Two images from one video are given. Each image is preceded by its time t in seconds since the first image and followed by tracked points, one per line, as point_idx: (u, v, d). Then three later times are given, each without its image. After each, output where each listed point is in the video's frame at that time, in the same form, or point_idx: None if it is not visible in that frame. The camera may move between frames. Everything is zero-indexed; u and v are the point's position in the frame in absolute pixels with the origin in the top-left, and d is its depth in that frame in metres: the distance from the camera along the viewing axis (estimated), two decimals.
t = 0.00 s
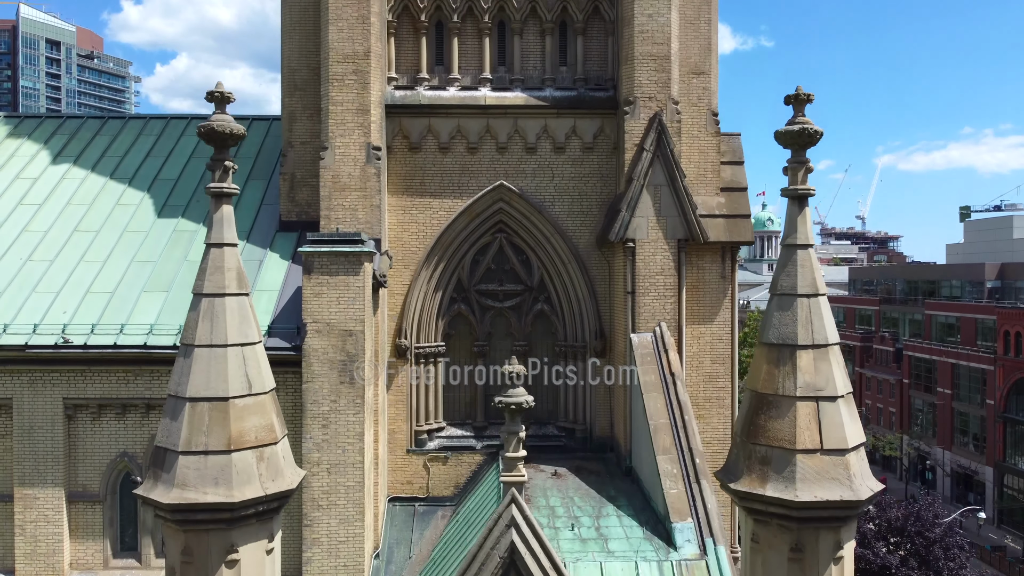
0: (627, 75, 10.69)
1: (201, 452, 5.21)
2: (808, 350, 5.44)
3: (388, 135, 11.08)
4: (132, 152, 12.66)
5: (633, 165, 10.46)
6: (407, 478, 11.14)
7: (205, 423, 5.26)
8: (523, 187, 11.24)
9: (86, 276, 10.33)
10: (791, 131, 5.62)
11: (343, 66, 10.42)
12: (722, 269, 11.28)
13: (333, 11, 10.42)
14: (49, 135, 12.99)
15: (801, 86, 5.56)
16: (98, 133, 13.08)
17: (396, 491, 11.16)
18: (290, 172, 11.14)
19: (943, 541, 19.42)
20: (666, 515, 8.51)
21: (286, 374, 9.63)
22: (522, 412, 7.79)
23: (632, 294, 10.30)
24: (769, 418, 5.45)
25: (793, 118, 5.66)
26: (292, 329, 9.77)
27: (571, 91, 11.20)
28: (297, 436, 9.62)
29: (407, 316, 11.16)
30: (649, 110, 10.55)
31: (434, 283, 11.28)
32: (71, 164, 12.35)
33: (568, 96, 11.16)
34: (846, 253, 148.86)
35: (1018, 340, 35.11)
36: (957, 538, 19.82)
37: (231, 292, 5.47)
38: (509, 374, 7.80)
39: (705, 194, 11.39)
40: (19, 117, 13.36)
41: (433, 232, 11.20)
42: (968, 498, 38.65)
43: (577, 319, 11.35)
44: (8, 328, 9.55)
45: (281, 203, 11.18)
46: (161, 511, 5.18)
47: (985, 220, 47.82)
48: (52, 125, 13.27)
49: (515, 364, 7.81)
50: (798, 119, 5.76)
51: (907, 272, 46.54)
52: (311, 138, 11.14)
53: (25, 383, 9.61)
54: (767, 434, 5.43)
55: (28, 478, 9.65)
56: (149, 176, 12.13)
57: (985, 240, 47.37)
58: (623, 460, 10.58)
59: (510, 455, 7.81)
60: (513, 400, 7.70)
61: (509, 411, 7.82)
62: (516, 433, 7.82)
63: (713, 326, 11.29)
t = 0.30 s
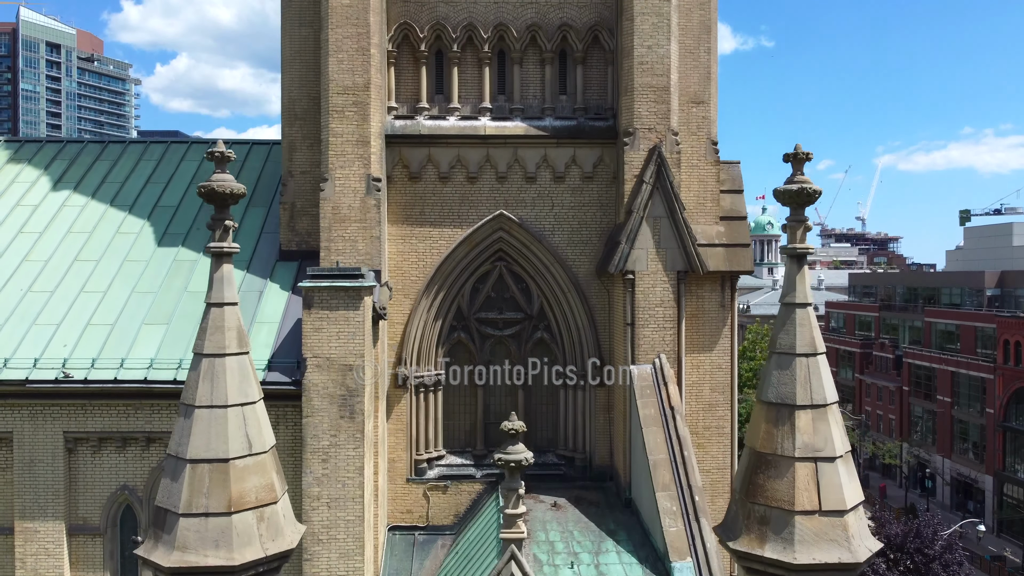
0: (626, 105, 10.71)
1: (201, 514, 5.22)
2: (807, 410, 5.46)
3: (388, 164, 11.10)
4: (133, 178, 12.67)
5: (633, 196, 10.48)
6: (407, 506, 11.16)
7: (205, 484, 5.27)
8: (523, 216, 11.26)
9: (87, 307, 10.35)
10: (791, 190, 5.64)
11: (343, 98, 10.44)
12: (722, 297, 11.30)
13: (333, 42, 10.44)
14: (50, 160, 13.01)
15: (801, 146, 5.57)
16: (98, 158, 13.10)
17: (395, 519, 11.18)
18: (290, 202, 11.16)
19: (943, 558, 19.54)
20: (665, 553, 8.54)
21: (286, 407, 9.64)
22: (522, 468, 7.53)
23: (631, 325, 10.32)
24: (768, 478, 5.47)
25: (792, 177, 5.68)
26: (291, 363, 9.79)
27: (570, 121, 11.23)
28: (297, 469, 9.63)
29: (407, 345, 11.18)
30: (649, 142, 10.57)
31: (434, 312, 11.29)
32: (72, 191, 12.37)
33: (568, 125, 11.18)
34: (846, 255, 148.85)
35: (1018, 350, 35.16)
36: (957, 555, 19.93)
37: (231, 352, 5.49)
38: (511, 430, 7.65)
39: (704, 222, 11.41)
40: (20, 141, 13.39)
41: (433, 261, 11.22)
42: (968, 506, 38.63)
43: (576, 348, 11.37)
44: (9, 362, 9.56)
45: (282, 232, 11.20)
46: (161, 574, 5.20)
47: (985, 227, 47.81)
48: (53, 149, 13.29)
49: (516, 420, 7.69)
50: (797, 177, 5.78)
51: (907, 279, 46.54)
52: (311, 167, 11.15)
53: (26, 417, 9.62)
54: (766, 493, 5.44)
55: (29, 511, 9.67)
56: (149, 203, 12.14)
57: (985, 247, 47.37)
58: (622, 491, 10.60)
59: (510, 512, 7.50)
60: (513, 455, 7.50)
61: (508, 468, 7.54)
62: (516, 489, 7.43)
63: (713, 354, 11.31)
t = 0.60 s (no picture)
0: (626, 137, 10.72)
1: None
2: (807, 472, 5.47)
3: (389, 195, 11.11)
4: (133, 204, 12.69)
5: (633, 229, 10.49)
6: (407, 536, 11.18)
7: (206, 548, 5.28)
8: (523, 246, 11.27)
9: (87, 339, 10.36)
10: (791, 251, 5.69)
11: (344, 130, 10.47)
12: (722, 327, 11.30)
13: (334, 75, 10.45)
14: (50, 186, 13.02)
15: (801, 208, 5.59)
16: (98, 184, 13.11)
17: (396, 549, 11.19)
18: (290, 232, 11.17)
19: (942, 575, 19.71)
20: None
21: (287, 442, 9.65)
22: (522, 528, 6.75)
23: (631, 358, 10.33)
24: (768, 539, 5.48)
25: (792, 237, 5.72)
26: (292, 397, 9.80)
27: (570, 151, 11.25)
28: (297, 504, 9.64)
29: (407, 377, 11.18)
30: (649, 174, 10.59)
31: (434, 342, 11.29)
32: (72, 218, 12.38)
33: (568, 156, 11.20)
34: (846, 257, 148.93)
35: (1018, 359, 35.17)
36: (956, 571, 20.07)
37: (232, 414, 5.50)
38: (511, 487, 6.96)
39: (704, 252, 11.42)
40: (21, 167, 13.42)
41: (433, 292, 11.23)
42: (968, 515, 38.82)
43: (576, 378, 11.39)
44: (9, 398, 9.57)
45: (282, 262, 11.21)
46: None
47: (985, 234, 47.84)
48: (53, 175, 13.31)
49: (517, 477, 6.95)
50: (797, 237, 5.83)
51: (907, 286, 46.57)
52: (311, 198, 11.17)
53: (27, 451, 9.62)
54: (766, 555, 5.46)
55: (30, 546, 9.67)
56: (149, 231, 12.15)
57: (985, 254, 47.39)
58: (622, 523, 10.61)
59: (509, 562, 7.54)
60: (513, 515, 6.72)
61: (508, 526, 6.86)
62: (516, 549, 6.75)
63: (713, 384, 11.32)
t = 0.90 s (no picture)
0: (627, 169, 10.74)
1: None
2: (807, 533, 5.49)
3: (389, 226, 11.12)
4: (134, 231, 12.71)
5: (633, 262, 10.50)
6: (407, 567, 11.18)
7: None
8: (523, 276, 11.28)
9: (88, 372, 10.37)
10: (791, 310, 5.68)
11: (344, 163, 10.47)
12: (722, 357, 11.30)
13: (334, 107, 10.46)
14: (50, 213, 13.03)
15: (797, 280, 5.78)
16: (99, 210, 13.12)
17: None
18: (291, 262, 11.17)
19: None
20: None
21: (288, 477, 9.65)
22: None
23: (632, 391, 10.35)
24: None
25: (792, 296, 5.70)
26: (292, 432, 9.81)
27: (570, 181, 11.27)
28: (297, 539, 9.63)
29: (407, 407, 11.19)
30: (649, 206, 10.60)
31: (434, 371, 11.29)
32: (73, 246, 12.40)
33: (568, 186, 11.24)
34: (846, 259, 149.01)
35: (1018, 369, 35.18)
36: None
37: (232, 476, 5.51)
38: (510, 546, 7.52)
39: (704, 282, 11.43)
40: (21, 192, 13.44)
41: (433, 322, 11.24)
42: (968, 523, 38.72)
43: (576, 408, 11.39)
44: (10, 434, 9.57)
45: (282, 293, 11.22)
46: None
47: (985, 240, 47.86)
48: (53, 201, 13.31)
49: (517, 537, 7.52)
50: (797, 295, 5.81)
51: (907, 294, 46.58)
52: (311, 228, 11.17)
53: (28, 486, 9.63)
54: None
55: None
56: (150, 259, 12.16)
57: (984, 261, 47.42)
58: (622, 555, 10.61)
59: None
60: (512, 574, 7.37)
61: None
62: None
63: (713, 414, 11.32)
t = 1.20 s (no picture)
0: (627, 202, 10.74)
1: None
2: None
3: (389, 257, 11.11)
4: (134, 259, 12.71)
5: (634, 295, 10.49)
6: None
7: None
8: (523, 307, 11.26)
9: (89, 406, 10.37)
10: (792, 374, 6.13)
11: (344, 197, 10.46)
12: (722, 388, 11.30)
13: (335, 141, 10.47)
14: (50, 240, 13.02)
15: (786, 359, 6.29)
16: (99, 236, 13.11)
17: None
18: (291, 293, 11.17)
19: None
20: None
21: (288, 513, 9.63)
22: None
23: (632, 425, 10.35)
24: None
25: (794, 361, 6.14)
26: (292, 468, 9.80)
27: (571, 213, 11.27)
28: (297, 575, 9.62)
29: (407, 438, 11.18)
30: (649, 240, 10.60)
31: (435, 403, 11.27)
32: (73, 274, 12.40)
33: (568, 219, 11.24)
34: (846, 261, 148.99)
35: (1018, 379, 35.20)
36: None
37: (233, 540, 5.85)
38: None
39: (705, 312, 11.43)
40: (21, 218, 13.43)
41: (434, 353, 11.24)
42: (968, 532, 38.72)
43: (576, 439, 11.39)
44: (10, 471, 9.56)
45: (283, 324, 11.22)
46: None
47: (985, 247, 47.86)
48: (53, 227, 13.30)
49: None
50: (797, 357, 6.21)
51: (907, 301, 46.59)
52: (312, 260, 11.17)
53: (29, 523, 9.63)
54: None
55: None
56: (150, 288, 12.16)
57: (984, 268, 47.43)
58: None
59: None
60: None
61: None
62: None
63: (713, 445, 11.31)
